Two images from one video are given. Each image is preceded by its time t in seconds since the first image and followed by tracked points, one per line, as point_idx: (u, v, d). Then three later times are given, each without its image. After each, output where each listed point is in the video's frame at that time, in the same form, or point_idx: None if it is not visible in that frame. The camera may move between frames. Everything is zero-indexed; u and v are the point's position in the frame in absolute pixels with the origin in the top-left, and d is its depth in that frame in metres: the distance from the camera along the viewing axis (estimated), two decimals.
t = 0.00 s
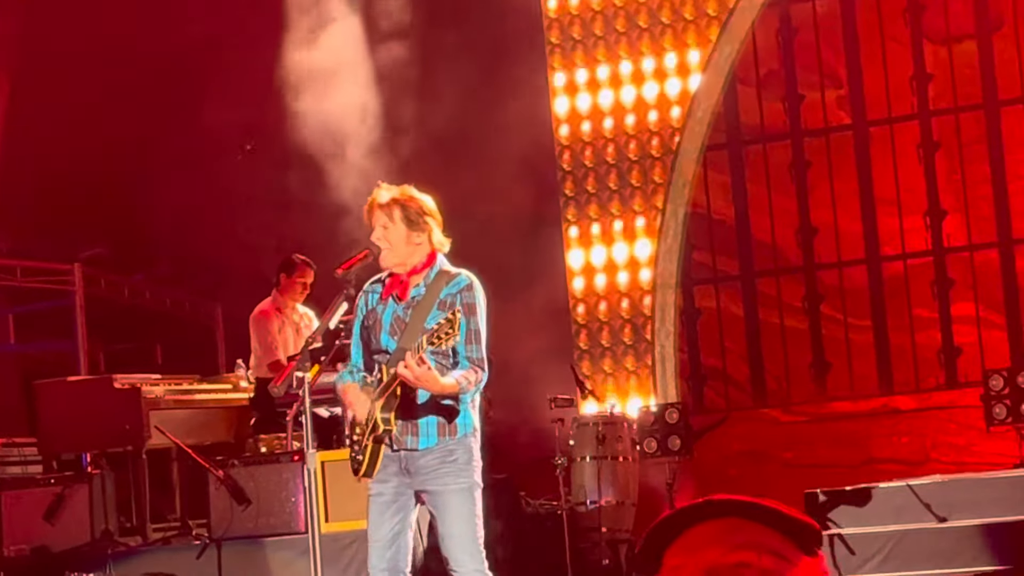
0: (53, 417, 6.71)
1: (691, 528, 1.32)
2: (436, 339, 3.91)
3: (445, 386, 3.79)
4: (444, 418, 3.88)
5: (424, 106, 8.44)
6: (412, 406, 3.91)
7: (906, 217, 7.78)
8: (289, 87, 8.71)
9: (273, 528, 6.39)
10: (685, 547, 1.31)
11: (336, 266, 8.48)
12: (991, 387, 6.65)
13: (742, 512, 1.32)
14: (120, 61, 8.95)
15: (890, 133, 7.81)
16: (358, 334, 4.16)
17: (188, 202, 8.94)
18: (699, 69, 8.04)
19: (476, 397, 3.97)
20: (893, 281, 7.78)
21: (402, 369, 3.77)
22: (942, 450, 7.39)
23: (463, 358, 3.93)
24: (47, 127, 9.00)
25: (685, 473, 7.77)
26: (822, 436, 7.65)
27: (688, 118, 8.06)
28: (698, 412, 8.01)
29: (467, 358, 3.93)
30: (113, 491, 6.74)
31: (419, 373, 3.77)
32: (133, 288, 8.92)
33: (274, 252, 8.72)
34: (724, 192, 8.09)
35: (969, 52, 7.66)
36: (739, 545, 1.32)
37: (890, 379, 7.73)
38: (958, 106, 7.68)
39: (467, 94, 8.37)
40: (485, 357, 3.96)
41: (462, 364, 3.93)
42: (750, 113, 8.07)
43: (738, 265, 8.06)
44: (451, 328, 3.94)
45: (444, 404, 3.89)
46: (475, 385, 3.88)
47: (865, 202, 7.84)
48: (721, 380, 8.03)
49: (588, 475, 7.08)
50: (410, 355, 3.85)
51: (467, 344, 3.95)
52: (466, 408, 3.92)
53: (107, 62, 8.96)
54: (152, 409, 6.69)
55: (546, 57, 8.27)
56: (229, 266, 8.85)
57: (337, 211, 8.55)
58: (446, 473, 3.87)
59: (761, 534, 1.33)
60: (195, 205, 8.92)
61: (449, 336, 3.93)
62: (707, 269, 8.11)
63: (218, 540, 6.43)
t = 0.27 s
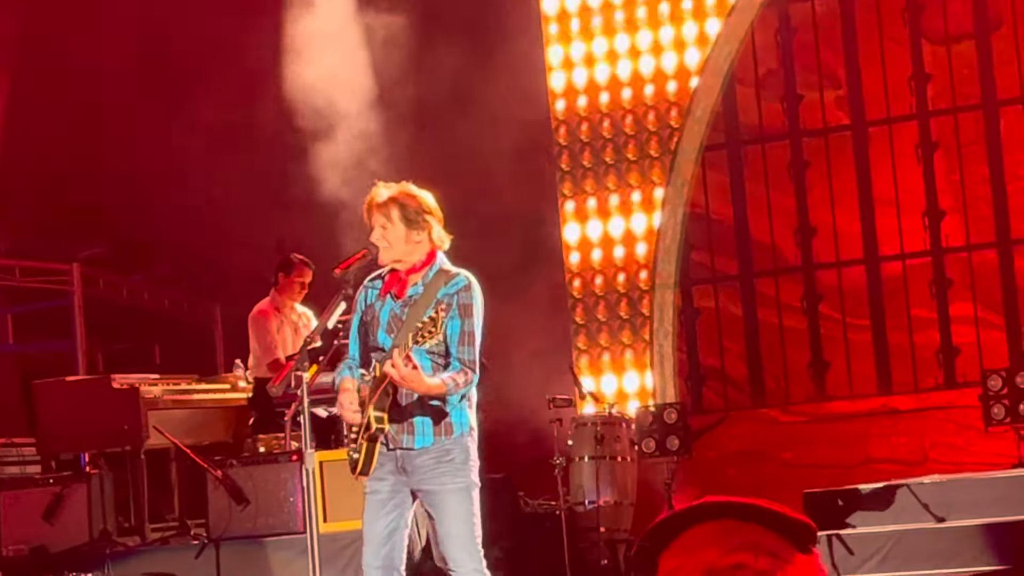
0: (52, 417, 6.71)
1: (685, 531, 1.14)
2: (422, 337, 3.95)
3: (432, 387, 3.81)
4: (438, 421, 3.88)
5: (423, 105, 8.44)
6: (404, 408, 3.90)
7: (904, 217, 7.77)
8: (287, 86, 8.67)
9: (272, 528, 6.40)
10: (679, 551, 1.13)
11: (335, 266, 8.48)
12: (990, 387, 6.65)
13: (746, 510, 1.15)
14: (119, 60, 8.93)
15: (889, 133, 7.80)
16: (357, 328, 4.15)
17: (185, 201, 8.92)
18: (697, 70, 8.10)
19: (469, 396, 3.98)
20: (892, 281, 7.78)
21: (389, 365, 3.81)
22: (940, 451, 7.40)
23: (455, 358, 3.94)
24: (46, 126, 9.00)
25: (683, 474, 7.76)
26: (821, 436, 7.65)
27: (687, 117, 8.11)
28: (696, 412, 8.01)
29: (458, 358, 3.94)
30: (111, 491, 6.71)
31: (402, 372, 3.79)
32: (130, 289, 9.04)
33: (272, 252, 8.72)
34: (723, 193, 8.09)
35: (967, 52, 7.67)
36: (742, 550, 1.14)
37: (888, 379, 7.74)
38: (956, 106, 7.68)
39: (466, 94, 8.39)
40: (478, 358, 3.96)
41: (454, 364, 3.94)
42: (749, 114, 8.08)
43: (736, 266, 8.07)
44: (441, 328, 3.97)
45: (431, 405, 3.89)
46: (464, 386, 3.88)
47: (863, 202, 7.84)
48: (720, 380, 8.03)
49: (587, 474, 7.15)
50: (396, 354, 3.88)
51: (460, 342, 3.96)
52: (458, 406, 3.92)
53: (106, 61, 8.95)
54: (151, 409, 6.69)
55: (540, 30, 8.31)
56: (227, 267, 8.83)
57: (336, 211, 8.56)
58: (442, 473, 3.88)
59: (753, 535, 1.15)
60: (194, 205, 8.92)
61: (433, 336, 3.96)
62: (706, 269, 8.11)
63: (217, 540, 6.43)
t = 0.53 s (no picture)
0: (52, 416, 6.71)
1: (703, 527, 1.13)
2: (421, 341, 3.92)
3: (427, 392, 3.76)
4: (432, 426, 3.87)
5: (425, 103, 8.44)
6: (400, 412, 3.88)
7: (905, 216, 7.79)
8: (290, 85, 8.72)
9: (272, 527, 6.37)
10: (696, 553, 1.13)
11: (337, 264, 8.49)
12: (991, 386, 6.65)
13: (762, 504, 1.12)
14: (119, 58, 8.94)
15: (890, 131, 7.81)
16: (362, 330, 4.14)
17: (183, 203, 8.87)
18: (696, 67, 8.08)
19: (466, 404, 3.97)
20: (893, 280, 7.79)
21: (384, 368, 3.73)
22: (941, 449, 7.40)
23: (452, 368, 3.91)
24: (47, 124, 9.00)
25: (685, 472, 7.76)
26: (823, 435, 7.65)
27: (688, 116, 8.10)
28: (698, 411, 8.03)
29: (455, 365, 3.92)
30: (112, 489, 6.73)
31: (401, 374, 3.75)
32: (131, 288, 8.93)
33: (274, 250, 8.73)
34: (724, 191, 8.13)
35: (968, 51, 7.67)
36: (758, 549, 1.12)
37: (889, 378, 7.75)
38: (957, 105, 7.69)
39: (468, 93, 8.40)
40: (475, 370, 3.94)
41: (451, 371, 3.92)
42: (750, 113, 8.11)
43: (737, 265, 8.08)
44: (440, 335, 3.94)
45: (425, 411, 3.87)
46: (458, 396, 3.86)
47: (864, 201, 7.85)
48: (721, 378, 8.06)
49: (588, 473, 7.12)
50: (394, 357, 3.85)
51: (458, 353, 3.93)
52: (453, 413, 3.91)
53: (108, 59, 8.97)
54: (152, 408, 6.68)
55: None
56: (228, 268, 8.85)
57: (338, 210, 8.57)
58: (435, 476, 3.87)
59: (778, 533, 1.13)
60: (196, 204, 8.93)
61: (430, 341, 3.94)
62: (707, 268, 8.14)
63: (218, 538, 6.43)
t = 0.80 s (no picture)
0: (54, 416, 6.73)
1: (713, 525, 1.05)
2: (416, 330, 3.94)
3: (425, 383, 3.77)
4: (430, 419, 3.87)
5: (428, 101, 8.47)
6: (400, 403, 3.89)
7: (908, 214, 7.78)
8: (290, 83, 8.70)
9: (274, 526, 6.38)
10: None
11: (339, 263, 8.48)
12: (993, 385, 6.64)
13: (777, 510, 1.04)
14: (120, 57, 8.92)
15: (892, 129, 7.81)
16: (364, 326, 4.14)
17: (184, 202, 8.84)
18: (698, 66, 8.10)
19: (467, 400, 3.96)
20: (895, 279, 7.78)
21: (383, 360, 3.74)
22: (943, 449, 7.41)
23: (452, 362, 3.90)
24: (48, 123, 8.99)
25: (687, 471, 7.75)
26: (825, 434, 7.64)
27: (689, 114, 8.11)
28: (700, 410, 8.03)
29: (455, 359, 3.91)
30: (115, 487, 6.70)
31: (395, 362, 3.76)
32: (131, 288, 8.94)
33: (275, 249, 8.72)
34: (725, 190, 8.12)
35: (970, 50, 7.65)
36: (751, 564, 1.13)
37: (891, 377, 7.74)
38: (959, 104, 7.67)
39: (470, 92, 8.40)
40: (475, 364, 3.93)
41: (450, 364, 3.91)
42: (752, 112, 8.09)
43: (739, 264, 8.08)
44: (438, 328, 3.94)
45: (423, 403, 3.87)
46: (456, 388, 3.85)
47: (867, 200, 7.84)
48: (722, 377, 8.05)
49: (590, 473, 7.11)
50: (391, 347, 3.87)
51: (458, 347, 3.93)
52: (454, 408, 3.91)
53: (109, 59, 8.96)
54: (155, 407, 6.69)
55: None
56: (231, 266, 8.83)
57: (340, 208, 8.56)
58: (436, 473, 3.86)
59: (781, 533, 1.05)
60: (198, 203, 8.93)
61: (428, 330, 3.95)
62: (709, 267, 8.13)
63: (220, 537, 6.45)
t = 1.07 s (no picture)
0: (57, 415, 6.71)
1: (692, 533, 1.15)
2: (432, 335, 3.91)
3: (439, 385, 3.78)
4: (443, 417, 3.88)
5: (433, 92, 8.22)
6: (410, 405, 3.91)
7: (910, 213, 7.83)
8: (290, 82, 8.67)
9: (277, 525, 6.38)
10: None
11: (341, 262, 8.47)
12: (996, 384, 6.64)
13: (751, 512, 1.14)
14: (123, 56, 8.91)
15: (895, 128, 7.84)
16: (367, 329, 4.13)
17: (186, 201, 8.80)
18: (702, 66, 7.98)
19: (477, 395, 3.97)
20: (898, 279, 7.83)
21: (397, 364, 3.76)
22: (946, 447, 7.44)
23: (460, 357, 3.91)
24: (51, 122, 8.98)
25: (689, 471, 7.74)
26: (828, 432, 7.65)
27: (693, 114, 8.00)
28: (702, 409, 7.98)
29: (465, 355, 3.92)
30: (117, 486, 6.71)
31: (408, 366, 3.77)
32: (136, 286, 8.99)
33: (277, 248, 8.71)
34: (728, 190, 8.10)
35: (973, 49, 7.71)
36: None
37: (894, 375, 7.75)
38: (962, 102, 7.70)
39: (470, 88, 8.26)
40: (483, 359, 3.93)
41: (461, 361, 3.91)
42: (755, 111, 8.06)
43: (742, 263, 8.06)
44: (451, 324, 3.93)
45: (437, 402, 3.88)
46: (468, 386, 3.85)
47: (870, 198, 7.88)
48: (725, 376, 8.02)
49: (593, 471, 7.13)
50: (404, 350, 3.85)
51: (466, 341, 3.93)
52: (464, 407, 3.91)
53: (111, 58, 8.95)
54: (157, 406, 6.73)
55: None
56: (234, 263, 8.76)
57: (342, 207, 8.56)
58: (447, 471, 3.86)
59: (759, 533, 1.15)
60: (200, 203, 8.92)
61: (443, 334, 3.92)
62: (711, 267, 8.10)
63: (224, 536, 6.40)
